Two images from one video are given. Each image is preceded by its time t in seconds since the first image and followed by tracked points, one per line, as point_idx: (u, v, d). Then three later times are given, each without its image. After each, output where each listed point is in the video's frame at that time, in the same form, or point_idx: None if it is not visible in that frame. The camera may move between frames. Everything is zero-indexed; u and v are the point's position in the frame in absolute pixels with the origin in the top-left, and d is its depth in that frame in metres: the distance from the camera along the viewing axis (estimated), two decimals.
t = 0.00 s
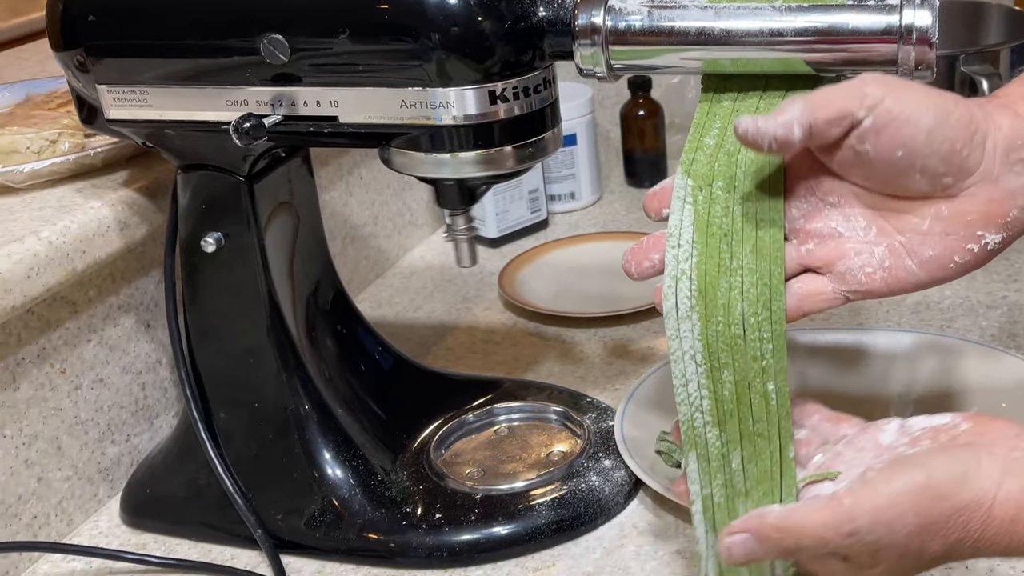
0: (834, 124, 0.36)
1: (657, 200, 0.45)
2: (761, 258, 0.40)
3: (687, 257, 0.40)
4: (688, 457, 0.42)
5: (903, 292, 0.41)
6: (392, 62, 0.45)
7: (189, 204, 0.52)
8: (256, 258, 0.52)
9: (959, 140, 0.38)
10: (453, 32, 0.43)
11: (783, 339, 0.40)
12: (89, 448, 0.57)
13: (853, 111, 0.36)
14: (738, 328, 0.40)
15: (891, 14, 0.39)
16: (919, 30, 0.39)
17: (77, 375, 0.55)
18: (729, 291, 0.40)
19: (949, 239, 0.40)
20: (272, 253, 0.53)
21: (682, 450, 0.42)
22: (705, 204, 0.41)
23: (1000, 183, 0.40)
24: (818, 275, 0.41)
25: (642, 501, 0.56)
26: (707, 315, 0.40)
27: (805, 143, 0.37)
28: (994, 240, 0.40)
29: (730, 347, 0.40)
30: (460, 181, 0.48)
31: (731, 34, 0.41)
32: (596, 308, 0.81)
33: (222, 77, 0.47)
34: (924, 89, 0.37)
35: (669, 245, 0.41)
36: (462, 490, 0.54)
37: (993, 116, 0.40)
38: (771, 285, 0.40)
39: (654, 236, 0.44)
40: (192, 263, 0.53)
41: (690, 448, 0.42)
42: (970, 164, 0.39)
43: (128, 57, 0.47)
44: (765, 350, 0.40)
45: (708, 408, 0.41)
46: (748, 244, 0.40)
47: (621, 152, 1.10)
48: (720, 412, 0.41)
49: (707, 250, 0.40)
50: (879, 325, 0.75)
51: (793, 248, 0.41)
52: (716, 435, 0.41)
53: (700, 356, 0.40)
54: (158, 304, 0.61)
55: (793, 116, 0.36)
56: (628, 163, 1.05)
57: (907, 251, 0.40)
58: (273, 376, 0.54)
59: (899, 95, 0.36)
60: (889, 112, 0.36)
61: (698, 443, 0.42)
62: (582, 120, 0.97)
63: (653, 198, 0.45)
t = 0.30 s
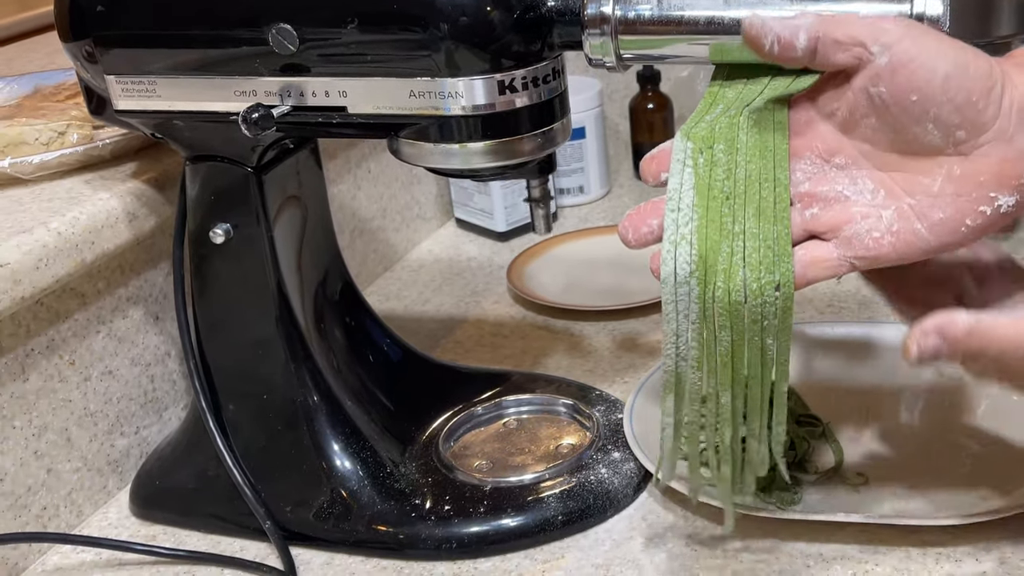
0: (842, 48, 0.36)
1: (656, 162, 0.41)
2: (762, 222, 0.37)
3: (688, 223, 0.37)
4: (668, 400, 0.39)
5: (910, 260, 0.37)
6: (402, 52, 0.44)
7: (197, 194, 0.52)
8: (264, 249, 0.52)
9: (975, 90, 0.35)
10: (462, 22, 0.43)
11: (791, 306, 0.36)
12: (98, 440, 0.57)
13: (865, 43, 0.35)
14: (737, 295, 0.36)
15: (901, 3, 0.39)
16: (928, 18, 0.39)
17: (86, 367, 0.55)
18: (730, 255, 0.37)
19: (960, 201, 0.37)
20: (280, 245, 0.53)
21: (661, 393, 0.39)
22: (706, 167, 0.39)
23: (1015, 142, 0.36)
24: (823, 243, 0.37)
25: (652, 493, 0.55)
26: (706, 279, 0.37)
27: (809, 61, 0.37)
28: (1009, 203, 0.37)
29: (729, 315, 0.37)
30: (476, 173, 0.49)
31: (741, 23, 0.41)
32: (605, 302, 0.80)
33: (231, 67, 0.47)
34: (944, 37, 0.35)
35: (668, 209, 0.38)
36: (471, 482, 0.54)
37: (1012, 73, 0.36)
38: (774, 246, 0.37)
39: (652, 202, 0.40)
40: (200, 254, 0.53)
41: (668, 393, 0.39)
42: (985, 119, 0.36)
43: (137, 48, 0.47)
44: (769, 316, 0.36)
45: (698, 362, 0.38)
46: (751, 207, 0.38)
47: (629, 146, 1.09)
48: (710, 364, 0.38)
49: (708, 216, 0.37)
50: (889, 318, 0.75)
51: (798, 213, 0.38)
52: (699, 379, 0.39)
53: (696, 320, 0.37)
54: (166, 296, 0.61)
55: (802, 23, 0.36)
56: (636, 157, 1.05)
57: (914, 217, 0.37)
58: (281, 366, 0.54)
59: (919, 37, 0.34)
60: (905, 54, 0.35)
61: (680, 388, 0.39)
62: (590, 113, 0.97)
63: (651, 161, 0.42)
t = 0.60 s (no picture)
0: (831, 30, 0.35)
1: (640, 153, 0.41)
2: (750, 212, 0.37)
3: (673, 213, 0.37)
4: (677, 429, 0.39)
5: (899, 250, 0.38)
6: (408, 48, 0.44)
7: (203, 190, 0.52)
8: (268, 244, 0.52)
9: (965, 74, 0.35)
10: (466, 18, 0.43)
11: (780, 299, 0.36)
12: (103, 436, 0.57)
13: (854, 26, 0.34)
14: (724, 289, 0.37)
15: None
16: (935, 13, 0.39)
17: (92, 362, 0.55)
18: (718, 248, 0.37)
19: (950, 188, 0.37)
20: (284, 241, 0.53)
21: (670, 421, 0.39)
22: (693, 159, 0.38)
23: (1006, 128, 0.37)
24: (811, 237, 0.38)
25: (656, 490, 0.55)
26: (693, 274, 0.37)
27: (794, 43, 0.36)
28: (1000, 189, 0.37)
29: (716, 308, 0.37)
30: (479, 169, 0.49)
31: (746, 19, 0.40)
32: (611, 299, 0.80)
33: (236, 63, 0.47)
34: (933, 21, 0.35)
35: (654, 201, 0.38)
36: (476, 479, 0.54)
37: (1003, 57, 0.37)
38: (763, 238, 0.37)
39: (639, 195, 0.40)
40: (205, 250, 0.53)
41: (676, 420, 0.39)
42: (976, 104, 0.36)
43: (142, 44, 0.47)
44: (758, 309, 0.37)
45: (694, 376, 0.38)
46: (738, 197, 0.37)
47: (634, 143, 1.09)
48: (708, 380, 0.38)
49: (695, 207, 0.37)
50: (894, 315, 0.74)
51: (786, 204, 0.38)
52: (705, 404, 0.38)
53: (686, 319, 0.37)
54: (171, 292, 0.62)
55: (790, 1, 0.35)
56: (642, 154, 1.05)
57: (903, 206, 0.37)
58: (285, 362, 0.54)
59: (907, 20, 0.34)
60: (893, 37, 0.34)
61: (686, 412, 0.38)
62: (596, 110, 0.96)
63: (635, 152, 0.41)
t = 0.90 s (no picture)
0: (840, 32, 0.34)
1: (640, 157, 0.41)
2: (755, 211, 0.37)
3: (677, 214, 0.37)
4: (654, 402, 0.39)
5: (909, 249, 0.37)
6: (411, 44, 0.44)
7: (206, 187, 0.52)
8: (271, 241, 0.52)
9: (973, 69, 0.35)
10: (469, 13, 0.43)
11: (782, 298, 0.37)
12: (105, 432, 0.57)
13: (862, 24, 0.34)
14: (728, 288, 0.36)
15: None
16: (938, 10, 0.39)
17: (94, 358, 0.55)
18: (723, 248, 0.37)
19: (960, 183, 0.36)
20: (287, 239, 0.53)
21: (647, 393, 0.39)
22: (695, 159, 0.38)
23: (1014, 122, 0.36)
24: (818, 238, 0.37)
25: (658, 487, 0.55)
26: (697, 274, 0.37)
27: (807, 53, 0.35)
28: (1011, 184, 0.36)
29: (718, 306, 0.37)
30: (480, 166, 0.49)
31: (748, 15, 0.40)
32: (614, 297, 0.80)
33: (238, 58, 0.47)
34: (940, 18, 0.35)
35: (657, 203, 0.38)
36: (478, 476, 0.54)
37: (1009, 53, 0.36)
38: (768, 238, 0.37)
39: (641, 198, 0.40)
40: (208, 247, 0.53)
41: (656, 393, 0.39)
42: (983, 98, 0.35)
43: (145, 39, 0.48)
44: (761, 307, 0.37)
45: (684, 359, 0.38)
46: (742, 198, 0.38)
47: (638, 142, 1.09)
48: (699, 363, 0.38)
49: (699, 207, 0.37)
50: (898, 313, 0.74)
51: (792, 203, 0.38)
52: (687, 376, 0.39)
53: (685, 315, 0.37)
54: (174, 288, 0.62)
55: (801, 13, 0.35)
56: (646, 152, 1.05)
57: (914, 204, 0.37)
58: (288, 358, 0.54)
59: (912, 16, 0.34)
60: (899, 33, 0.34)
61: (667, 388, 0.39)
62: (599, 108, 0.96)
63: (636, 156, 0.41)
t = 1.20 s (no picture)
0: (860, 15, 0.33)
1: (657, 136, 0.40)
2: (766, 191, 0.37)
3: (688, 194, 0.38)
4: (683, 410, 0.40)
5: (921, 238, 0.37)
6: (416, 44, 0.45)
7: (211, 186, 0.52)
8: (275, 239, 0.52)
9: (996, 62, 0.34)
10: (474, 14, 0.43)
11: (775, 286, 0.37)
12: (110, 431, 0.57)
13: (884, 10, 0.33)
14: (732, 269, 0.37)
15: None
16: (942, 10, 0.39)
17: (99, 357, 0.55)
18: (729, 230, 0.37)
19: (972, 174, 0.36)
20: (291, 237, 0.53)
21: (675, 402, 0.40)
22: (711, 136, 0.38)
23: None
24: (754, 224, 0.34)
25: (662, 486, 0.55)
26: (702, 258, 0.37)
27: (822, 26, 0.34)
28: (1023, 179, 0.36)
29: (722, 293, 0.37)
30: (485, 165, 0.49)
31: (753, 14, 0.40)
32: (618, 297, 0.80)
33: (243, 57, 0.47)
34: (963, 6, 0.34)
35: (670, 182, 0.38)
36: (482, 474, 0.54)
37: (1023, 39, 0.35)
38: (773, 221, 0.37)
39: (652, 167, 0.40)
40: (213, 245, 0.53)
41: (682, 402, 0.39)
42: (1005, 92, 0.35)
43: (151, 39, 0.48)
44: (760, 290, 0.37)
45: (703, 359, 0.38)
46: (755, 177, 0.38)
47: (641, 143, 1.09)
48: (716, 363, 0.38)
49: (710, 189, 0.38)
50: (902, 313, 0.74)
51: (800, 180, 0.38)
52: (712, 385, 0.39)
53: (691, 306, 0.38)
54: (178, 288, 0.62)
55: None
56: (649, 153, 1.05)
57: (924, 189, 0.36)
58: (291, 356, 0.54)
59: (939, 6, 0.33)
60: (925, 23, 0.33)
61: (691, 395, 0.39)
62: (603, 109, 0.96)
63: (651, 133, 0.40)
